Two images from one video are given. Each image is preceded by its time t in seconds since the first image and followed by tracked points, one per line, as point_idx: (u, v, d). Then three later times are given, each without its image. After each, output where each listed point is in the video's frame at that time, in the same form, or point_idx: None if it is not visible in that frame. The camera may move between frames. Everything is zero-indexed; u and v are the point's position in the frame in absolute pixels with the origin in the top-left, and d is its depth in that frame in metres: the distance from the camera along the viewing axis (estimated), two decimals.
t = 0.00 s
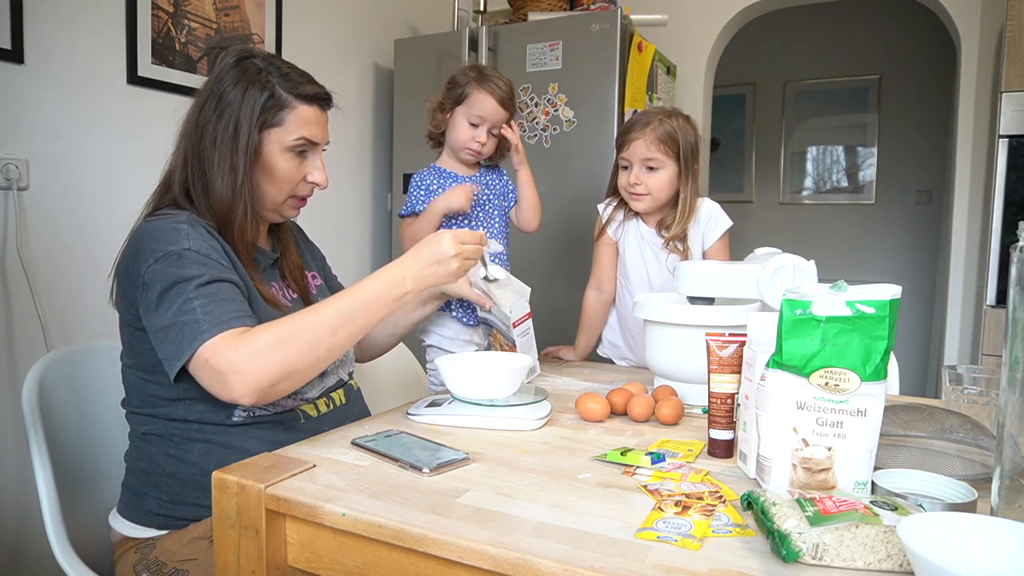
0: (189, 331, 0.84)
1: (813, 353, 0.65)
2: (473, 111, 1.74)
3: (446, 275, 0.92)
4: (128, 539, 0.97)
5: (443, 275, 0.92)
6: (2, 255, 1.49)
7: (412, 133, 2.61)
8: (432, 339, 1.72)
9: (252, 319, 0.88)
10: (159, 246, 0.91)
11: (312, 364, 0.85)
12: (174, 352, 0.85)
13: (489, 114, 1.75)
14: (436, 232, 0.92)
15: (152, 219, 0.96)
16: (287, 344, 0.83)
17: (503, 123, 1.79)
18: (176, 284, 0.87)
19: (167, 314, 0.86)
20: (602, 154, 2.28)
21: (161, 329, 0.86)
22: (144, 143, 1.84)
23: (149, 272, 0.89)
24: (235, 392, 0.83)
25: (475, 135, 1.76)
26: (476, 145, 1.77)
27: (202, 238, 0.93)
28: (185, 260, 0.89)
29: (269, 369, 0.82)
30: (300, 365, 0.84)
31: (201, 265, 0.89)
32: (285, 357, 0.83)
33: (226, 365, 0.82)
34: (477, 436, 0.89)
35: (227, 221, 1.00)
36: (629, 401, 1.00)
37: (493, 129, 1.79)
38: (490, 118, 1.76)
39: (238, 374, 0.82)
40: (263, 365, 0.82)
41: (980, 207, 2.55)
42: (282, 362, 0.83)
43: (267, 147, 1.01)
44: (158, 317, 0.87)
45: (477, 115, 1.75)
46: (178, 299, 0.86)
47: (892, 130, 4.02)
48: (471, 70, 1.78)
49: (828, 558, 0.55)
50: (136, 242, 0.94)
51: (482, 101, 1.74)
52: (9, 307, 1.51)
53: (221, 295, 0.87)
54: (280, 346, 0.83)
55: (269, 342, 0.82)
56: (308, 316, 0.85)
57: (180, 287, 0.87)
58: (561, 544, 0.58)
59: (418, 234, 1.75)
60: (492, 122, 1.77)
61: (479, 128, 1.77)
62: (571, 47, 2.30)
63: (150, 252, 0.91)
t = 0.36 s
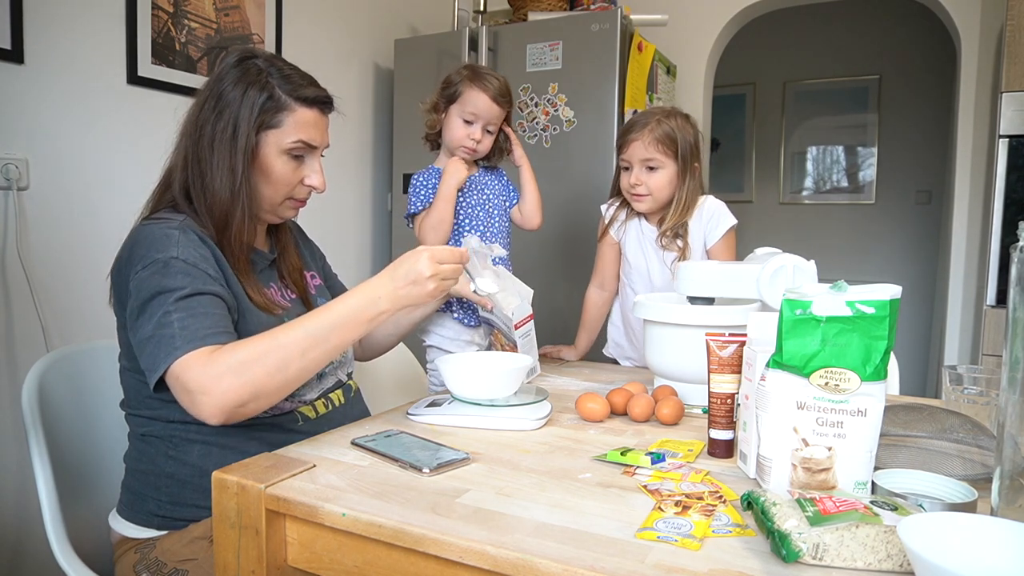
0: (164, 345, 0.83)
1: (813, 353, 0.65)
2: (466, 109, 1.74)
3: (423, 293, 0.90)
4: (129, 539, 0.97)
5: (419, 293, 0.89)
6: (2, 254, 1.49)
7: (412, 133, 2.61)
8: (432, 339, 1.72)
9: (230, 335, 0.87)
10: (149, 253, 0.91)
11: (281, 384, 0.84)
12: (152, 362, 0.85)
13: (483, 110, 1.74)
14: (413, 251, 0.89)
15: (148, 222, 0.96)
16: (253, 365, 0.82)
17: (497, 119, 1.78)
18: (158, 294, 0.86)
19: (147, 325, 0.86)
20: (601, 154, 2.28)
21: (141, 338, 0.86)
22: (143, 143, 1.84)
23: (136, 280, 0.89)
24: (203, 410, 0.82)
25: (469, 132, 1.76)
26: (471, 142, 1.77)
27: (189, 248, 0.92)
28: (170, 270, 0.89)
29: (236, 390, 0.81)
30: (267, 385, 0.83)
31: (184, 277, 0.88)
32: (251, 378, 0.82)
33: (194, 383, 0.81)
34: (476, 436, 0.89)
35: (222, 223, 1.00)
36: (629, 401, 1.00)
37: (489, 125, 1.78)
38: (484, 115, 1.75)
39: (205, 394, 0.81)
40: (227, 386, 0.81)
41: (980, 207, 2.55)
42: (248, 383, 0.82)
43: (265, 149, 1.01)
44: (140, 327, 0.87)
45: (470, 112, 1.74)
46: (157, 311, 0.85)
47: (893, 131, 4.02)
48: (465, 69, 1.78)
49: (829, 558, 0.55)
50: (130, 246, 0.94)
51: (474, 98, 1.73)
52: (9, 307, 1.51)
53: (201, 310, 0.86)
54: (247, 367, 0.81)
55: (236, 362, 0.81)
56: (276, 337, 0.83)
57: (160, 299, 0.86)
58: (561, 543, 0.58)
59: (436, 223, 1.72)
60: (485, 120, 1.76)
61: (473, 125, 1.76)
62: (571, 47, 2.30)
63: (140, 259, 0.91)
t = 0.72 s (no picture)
0: (138, 358, 0.82)
1: (813, 353, 0.65)
2: (468, 110, 1.74)
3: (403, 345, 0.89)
4: (128, 539, 0.97)
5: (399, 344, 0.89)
6: (2, 255, 1.49)
7: (412, 133, 2.61)
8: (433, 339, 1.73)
9: (204, 359, 0.85)
10: (141, 259, 0.90)
11: (242, 419, 0.83)
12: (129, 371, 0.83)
13: (484, 112, 1.74)
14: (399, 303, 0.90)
15: (146, 224, 0.96)
16: (219, 394, 0.81)
17: (499, 121, 1.78)
18: (140, 304, 0.85)
19: (128, 334, 0.85)
20: (601, 154, 2.28)
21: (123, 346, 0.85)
22: (143, 143, 1.84)
23: (124, 285, 0.88)
24: (161, 428, 0.81)
25: (471, 134, 1.76)
26: (473, 143, 1.77)
27: (180, 259, 0.91)
28: (158, 279, 0.87)
29: (197, 414, 0.80)
30: (230, 416, 0.82)
31: (168, 290, 0.87)
32: (213, 406, 0.81)
33: (158, 401, 0.80)
34: (477, 436, 0.89)
35: (218, 227, 1.00)
36: (629, 401, 1.00)
37: (491, 126, 1.78)
38: (485, 116, 1.75)
39: (166, 415, 0.80)
40: (188, 409, 0.80)
41: (980, 207, 2.55)
42: (210, 412, 0.80)
43: (264, 150, 1.01)
44: (123, 334, 0.86)
45: (471, 114, 1.74)
46: (138, 321, 0.84)
47: (893, 131, 4.02)
48: (465, 70, 1.78)
49: (828, 558, 0.55)
50: (125, 248, 0.93)
51: (475, 99, 1.73)
52: (9, 307, 1.51)
53: (180, 327, 0.85)
54: (213, 396, 0.81)
55: (204, 389, 0.81)
56: (248, 372, 0.83)
57: (142, 310, 0.85)
58: (561, 543, 0.58)
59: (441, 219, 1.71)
60: (486, 121, 1.76)
61: (475, 127, 1.76)
62: (571, 47, 2.30)
63: (132, 264, 0.90)
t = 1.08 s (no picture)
0: (131, 362, 0.82)
1: (813, 352, 0.65)
2: (463, 115, 1.74)
3: (385, 330, 0.90)
4: (128, 540, 0.97)
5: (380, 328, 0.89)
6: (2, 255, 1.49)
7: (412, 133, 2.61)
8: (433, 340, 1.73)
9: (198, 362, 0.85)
10: (139, 261, 0.90)
11: (236, 420, 0.83)
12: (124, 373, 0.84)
13: (478, 116, 1.74)
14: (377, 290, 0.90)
15: (145, 226, 0.96)
16: (211, 396, 0.81)
17: (493, 125, 1.78)
18: (135, 307, 0.85)
19: (123, 337, 0.85)
20: (601, 154, 2.28)
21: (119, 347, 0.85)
22: (143, 143, 1.84)
23: (121, 287, 0.89)
24: (155, 433, 0.81)
25: (464, 137, 1.76)
26: (467, 147, 1.77)
27: (177, 262, 0.91)
28: (153, 282, 0.87)
29: (190, 417, 0.80)
30: (222, 418, 0.82)
31: (163, 294, 0.86)
32: (206, 409, 0.81)
33: (151, 405, 0.80)
34: (476, 436, 0.89)
35: (216, 228, 0.99)
36: (629, 401, 1.00)
37: (485, 131, 1.78)
38: (480, 121, 1.75)
39: (159, 419, 0.80)
40: (180, 413, 0.80)
41: (980, 207, 2.55)
42: (203, 414, 0.81)
43: (263, 151, 1.01)
44: (118, 336, 0.86)
45: (466, 119, 1.74)
46: (132, 325, 0.84)
47: (893, 131, 4.02)
48: (460, 70, 1.77)
49: (828, 558, 0.55)
50: (123, 250, 0.94)
51: (470, 104, 1.73)
52: (9, 307, 1.51)
53: (174, 331, 0.85)
54: (205, 398, 0.81)
55: (195, 392, 0.81)
56: (236, 373, 0.83)
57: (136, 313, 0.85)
58: (561, 543, 0.58)
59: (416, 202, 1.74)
60: (480, 126, 1.76)
61: (469, 132, 1.76)
62: (571, 47, 2.30)
63: (129, 266, 0.90)
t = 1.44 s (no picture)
0: (147, 362, 0.83)
1: (813, 353, 0.65)
2: (440, 124, 1.75)
3: (387, 296, 0.93)
4: (128, 540, 0.97)
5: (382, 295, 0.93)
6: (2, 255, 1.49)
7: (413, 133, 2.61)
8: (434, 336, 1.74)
9: (214, 356, 0.86)
10: (140, 262, 0.90)
11: (261, 404, 0.85)
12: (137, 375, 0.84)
13: (453, 123, 1.74)
14: (376, 261, 0.93)
15: (143, 227, 0.95)
16: (235, 387, 0.82)
17: (473, 126, 1.77)
18: (144, 308, 0.86)
19: (134, 338, 0.85)
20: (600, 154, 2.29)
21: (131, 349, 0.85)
22: (143, 143, 1.84)
23: (125, 289, 0.89)
24: (184, 430, 0.83)
25: (445, 146, 1.77)
26: (451, 155, 1.78)
27: (180, 261, 0.91)
28: (159, 282, 0.88)
29: (219, 409, 0.82)
30: (247, 405, 0.84)
31: (171, 292, 0.87)
32: (231, 400, 0.82)
33: (175, 404, 0.81)
34: (476, 436, 0.89)
35: (218, 228, 1.00)
36: (629, 401, 1.00)
37: (467, 133, 1.77)
38: (456, 127, 1.75)
39: (186, 415, 0.82)
40: (207, 407, 0.82)
41: (980, 207, 2.55)
42: (231, 404, 0.83)
43: (262, 150, 1.01)
44: (128, 338, 0.86)
45: (442, 127, 1.75)
46: (143, 326, 0.85)
47: (893, 131, 4.02)
48: (434, 76, 1.77)
49: (828, 558, 0.55)
50: (123, 252, 0.94)
51: (442, 112, 1.74)
52: (9, 307, 1.51)
53: (187, 328, 0.85)
54: (228, 388, 0.82)
55: (218, 385, 0.82)
56: (253, 359, 0.85)
57: (147, 314, 0.85)
58: (561, 543, 0.58)
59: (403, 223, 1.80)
60: (459, 131, 1.76)
61: (450, 138, 1.77)
62: (571, 47, 2.30)
63: (131, 268, 0.90)
